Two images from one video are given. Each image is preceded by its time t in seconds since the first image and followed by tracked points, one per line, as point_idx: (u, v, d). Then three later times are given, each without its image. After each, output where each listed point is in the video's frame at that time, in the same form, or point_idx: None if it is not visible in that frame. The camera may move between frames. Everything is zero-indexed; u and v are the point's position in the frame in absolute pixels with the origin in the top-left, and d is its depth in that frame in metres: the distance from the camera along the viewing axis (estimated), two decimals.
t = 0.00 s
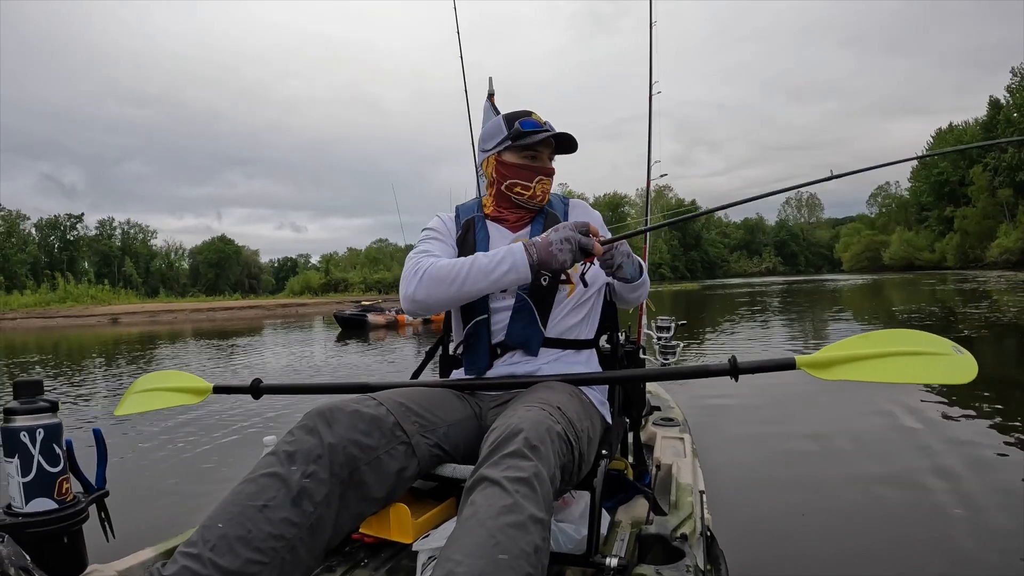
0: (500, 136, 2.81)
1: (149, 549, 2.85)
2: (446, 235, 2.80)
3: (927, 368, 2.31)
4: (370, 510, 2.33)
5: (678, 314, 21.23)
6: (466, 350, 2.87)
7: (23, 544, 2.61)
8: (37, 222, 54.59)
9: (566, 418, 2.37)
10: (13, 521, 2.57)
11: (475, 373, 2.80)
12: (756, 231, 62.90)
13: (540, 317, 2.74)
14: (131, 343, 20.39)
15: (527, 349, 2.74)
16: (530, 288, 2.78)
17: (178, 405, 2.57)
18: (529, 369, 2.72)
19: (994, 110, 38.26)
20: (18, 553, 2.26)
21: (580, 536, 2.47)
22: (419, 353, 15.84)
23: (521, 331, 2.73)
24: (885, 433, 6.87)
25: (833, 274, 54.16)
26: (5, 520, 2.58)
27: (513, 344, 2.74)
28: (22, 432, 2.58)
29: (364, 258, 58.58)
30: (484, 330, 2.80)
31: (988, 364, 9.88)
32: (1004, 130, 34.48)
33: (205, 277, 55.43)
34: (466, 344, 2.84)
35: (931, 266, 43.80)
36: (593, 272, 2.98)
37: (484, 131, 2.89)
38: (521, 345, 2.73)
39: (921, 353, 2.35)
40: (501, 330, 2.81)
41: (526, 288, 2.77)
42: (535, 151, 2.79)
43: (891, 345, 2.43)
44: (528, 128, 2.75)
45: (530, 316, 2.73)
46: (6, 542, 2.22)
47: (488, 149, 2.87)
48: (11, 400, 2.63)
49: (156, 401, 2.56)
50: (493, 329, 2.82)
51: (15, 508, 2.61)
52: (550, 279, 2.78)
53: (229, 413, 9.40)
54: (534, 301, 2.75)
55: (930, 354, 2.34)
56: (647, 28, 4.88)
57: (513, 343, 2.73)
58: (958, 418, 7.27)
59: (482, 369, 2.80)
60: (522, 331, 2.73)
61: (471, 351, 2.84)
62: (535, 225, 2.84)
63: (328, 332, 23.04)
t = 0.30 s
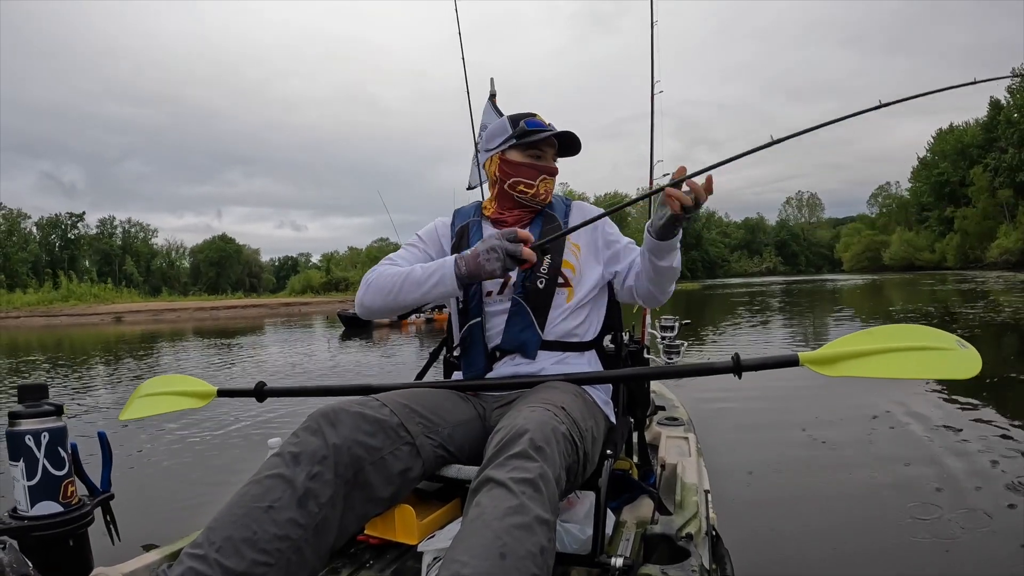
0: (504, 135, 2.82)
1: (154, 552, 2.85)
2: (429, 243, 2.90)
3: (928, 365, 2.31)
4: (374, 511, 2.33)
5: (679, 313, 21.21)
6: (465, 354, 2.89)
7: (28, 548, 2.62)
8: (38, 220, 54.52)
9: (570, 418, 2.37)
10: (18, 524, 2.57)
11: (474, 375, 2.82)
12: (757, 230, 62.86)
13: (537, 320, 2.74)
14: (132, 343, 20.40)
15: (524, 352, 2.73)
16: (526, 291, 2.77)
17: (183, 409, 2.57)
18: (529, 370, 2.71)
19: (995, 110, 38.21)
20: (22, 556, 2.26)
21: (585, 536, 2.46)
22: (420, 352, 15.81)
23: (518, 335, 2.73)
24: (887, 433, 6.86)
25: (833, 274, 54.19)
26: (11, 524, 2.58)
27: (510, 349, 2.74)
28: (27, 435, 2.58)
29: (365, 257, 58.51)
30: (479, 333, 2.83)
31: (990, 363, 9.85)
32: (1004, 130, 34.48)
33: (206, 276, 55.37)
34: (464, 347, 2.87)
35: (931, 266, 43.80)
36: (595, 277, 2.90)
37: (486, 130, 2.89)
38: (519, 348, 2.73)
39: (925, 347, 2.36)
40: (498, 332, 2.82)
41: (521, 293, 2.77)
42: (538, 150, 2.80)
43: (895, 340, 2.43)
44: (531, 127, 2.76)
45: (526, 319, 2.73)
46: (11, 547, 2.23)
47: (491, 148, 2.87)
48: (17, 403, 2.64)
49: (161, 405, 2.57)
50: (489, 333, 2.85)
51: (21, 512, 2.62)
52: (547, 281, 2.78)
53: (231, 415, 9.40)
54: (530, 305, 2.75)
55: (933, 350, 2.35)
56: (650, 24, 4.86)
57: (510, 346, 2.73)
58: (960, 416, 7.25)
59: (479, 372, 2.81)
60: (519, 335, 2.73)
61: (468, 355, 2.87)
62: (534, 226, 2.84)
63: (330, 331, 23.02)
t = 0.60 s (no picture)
0: (509, 130, 2.82)
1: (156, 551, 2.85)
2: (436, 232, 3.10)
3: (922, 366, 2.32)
4: (376, 503, 2.34)
5: (679, 313, 21.22)
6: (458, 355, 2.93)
7: (31, 548, 2.62)
8: (39, 219, 54.52)
9: (570, 416, 2.37)
10: (22, 524, 2.57)
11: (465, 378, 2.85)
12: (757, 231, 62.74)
13: (526, 326, 2.70)
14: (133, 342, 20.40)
15: (514, 360, 2.71)
16: (515, 298, 2.76)
17: (189, 407, 2.58)
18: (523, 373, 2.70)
19: (994, 111, 38.24)
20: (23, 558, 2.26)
21: (586, 535, 2.47)
22: (421, 351, 15.82)
23: (507, 342, 2.71)
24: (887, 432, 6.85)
25: (833, 274, 54.25)
26: (14, 523, 2.58)
27: (499, 357, 2.73)
28: (30, 435, 2.59)
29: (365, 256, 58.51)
30: (470, 337, 2.85)
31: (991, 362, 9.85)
32: (1004, 131, 34.49)
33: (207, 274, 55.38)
34: (457, 349, 2.91)
35: (931, 266, 43.86)
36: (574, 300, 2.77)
37: (492, 125, 2.89)
38: (508, 356, 2.71)
39: (927, 348, 2.37)
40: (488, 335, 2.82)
41: (510, 301, 2.75)
42: (541, 146, 2.79)
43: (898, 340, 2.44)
44: (535, 123, 2.76)
45: (515, 327, 2.71)
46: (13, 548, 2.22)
47: (494, 144, 2.87)
48: (19, 404, 2.64)
49: (164, 404, 2.57)
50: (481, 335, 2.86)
51: (24, 512, 2.62)
52: (535, 287, 2.76)
53: (232, 415, 9.40)
54: (517, 312, 2.72)
55: (938, 349, 2.36)
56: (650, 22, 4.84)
57: (499, 354, 2.72)
58: (960, 416, 7.24)
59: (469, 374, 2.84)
60: (508, 342, 2.71)
61: (462, 356, 2.90)
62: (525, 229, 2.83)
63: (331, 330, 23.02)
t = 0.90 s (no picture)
0: (515, 132, 2.81)
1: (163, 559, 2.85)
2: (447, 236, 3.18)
3: (920, 361, 2.34)
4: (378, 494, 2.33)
5: (680, 313, 21.23)
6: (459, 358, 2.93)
7: (37, 558, 2.61)
8: (39, 219, 54.46)
9: (571, 415, 2.37)
10: (27, 534, 2.57)
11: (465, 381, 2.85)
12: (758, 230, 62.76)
13: (522, 330, 2.68)
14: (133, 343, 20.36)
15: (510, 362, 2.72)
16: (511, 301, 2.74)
17: (203, 412, 2.59)
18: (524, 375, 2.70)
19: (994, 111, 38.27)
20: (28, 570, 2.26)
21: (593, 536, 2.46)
22: (422, 351, 15.82)
23: (503, 345, 2.72)
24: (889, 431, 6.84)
25: (834, 274, 54.26)
26: (19, 534, 2.58)
27: (495, 359, 2.74)
28: (35, 446, 2.59)
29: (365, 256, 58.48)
30: (471, 339, 2.86)
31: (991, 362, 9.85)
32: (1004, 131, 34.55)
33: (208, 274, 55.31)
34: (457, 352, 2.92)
35: (931, 266, 43.91)
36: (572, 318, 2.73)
37: (499, 125, 2.88)
38: (505, 358, 2.71)
39: (937, 341, 2.36)
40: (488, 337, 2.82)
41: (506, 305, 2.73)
42: (547, 150, 2.80)
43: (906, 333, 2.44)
44: (542, 126, 2.74)
45: (512, 330, 2.70)
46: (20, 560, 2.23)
47: (502, 145, 2.86)
48: (23, 415, 2.65)
49: (176, 412, 2.57)
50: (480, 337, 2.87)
51: (29, 522, 2.62)
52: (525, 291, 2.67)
53: (234, 418, 9.39)
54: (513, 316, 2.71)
55: (951, 343, 2.34)
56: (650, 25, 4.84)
57: (496, 358, 2.73)
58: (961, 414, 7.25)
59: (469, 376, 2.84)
60: (505, 345, 2.72)
61: (462, 359, 2.90)
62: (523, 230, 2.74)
63: (333, 330, 23.03)
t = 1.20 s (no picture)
0: (514, 130, 2.81)
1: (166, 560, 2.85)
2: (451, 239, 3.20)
3: (928, 350, 2.35)
4: (383, 502, 2.34)
5: (681, 312, 21.22)
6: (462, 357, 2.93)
7: (40, 560, 2.62)
8: (41, 219, 54.56)
9: (576, 411, 2.37)
10: (30, 537, 2.58)
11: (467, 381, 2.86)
12: (758, 230, 62.67)
13: (521, 330, 2.69)
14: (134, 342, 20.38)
15: (508, 361, 2.72)
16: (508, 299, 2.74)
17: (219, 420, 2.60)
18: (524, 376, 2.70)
19: (994, 110, 38.22)
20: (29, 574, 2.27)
21: (595, 537, 2.45)
22: (422, 351, 15.83)
23: (502, 345, 2.72)
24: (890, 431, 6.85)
25: (834, 273, 54.26)
26: (22, 537, 2.58)
27: (495, 359, 2.74)
28: (37, 448, 2.59)
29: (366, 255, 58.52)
30: (472, 339, 2.86)
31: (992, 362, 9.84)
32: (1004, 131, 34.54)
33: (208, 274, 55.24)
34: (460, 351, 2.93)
35: (931, 265, 43.91)
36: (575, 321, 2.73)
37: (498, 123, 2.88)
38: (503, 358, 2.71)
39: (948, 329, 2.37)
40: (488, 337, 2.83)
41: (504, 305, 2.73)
42: (546, 147, 2.80)
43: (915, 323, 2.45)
44: (541, 123, 2.74)
45: (511, 330, 2.70)
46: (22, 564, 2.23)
47: (501, 143, 2.87)
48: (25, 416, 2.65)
49: (195, 417, 2.59)
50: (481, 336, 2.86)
51: (32, 524, 2.62)
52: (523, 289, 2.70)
53: (235, 419, 9.40)
54: (511, 315, 2.71)
55: (962, 330, 2.35)
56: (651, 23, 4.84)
57: (495, 357, 2.73)
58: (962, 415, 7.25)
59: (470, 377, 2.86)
60: (503, 345, 2.72)
61: (465, 359, 2.91)
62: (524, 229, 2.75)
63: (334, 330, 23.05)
